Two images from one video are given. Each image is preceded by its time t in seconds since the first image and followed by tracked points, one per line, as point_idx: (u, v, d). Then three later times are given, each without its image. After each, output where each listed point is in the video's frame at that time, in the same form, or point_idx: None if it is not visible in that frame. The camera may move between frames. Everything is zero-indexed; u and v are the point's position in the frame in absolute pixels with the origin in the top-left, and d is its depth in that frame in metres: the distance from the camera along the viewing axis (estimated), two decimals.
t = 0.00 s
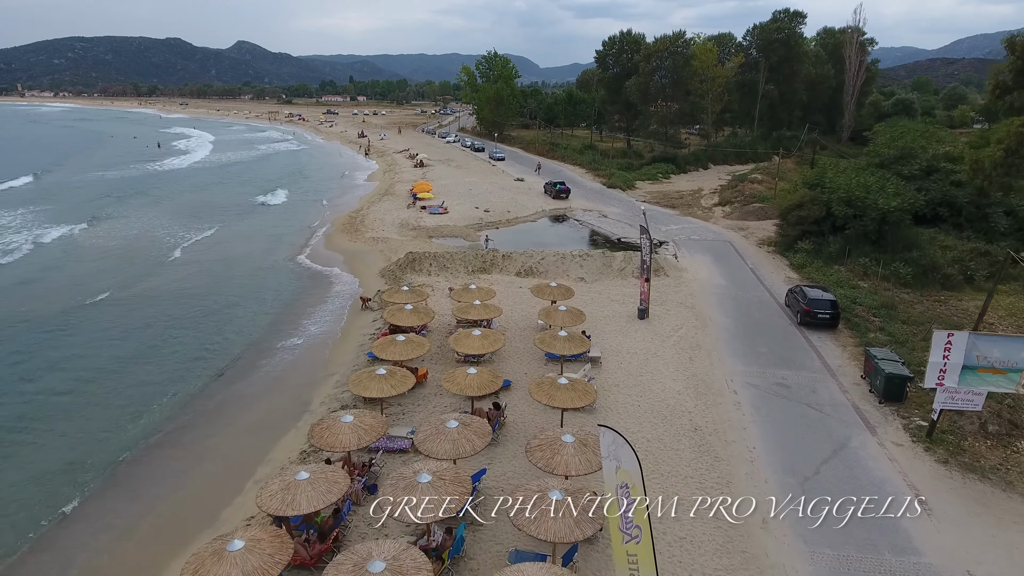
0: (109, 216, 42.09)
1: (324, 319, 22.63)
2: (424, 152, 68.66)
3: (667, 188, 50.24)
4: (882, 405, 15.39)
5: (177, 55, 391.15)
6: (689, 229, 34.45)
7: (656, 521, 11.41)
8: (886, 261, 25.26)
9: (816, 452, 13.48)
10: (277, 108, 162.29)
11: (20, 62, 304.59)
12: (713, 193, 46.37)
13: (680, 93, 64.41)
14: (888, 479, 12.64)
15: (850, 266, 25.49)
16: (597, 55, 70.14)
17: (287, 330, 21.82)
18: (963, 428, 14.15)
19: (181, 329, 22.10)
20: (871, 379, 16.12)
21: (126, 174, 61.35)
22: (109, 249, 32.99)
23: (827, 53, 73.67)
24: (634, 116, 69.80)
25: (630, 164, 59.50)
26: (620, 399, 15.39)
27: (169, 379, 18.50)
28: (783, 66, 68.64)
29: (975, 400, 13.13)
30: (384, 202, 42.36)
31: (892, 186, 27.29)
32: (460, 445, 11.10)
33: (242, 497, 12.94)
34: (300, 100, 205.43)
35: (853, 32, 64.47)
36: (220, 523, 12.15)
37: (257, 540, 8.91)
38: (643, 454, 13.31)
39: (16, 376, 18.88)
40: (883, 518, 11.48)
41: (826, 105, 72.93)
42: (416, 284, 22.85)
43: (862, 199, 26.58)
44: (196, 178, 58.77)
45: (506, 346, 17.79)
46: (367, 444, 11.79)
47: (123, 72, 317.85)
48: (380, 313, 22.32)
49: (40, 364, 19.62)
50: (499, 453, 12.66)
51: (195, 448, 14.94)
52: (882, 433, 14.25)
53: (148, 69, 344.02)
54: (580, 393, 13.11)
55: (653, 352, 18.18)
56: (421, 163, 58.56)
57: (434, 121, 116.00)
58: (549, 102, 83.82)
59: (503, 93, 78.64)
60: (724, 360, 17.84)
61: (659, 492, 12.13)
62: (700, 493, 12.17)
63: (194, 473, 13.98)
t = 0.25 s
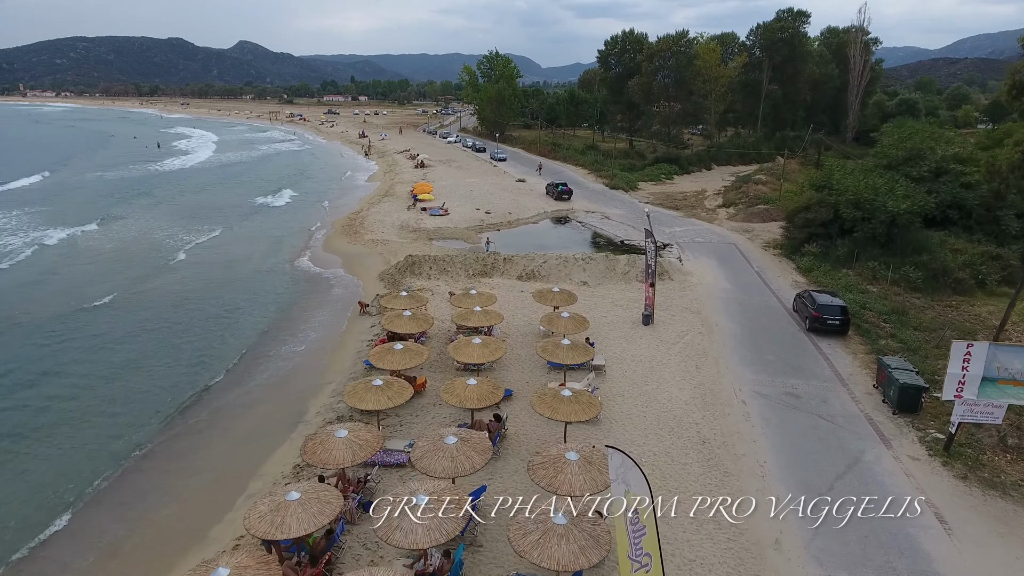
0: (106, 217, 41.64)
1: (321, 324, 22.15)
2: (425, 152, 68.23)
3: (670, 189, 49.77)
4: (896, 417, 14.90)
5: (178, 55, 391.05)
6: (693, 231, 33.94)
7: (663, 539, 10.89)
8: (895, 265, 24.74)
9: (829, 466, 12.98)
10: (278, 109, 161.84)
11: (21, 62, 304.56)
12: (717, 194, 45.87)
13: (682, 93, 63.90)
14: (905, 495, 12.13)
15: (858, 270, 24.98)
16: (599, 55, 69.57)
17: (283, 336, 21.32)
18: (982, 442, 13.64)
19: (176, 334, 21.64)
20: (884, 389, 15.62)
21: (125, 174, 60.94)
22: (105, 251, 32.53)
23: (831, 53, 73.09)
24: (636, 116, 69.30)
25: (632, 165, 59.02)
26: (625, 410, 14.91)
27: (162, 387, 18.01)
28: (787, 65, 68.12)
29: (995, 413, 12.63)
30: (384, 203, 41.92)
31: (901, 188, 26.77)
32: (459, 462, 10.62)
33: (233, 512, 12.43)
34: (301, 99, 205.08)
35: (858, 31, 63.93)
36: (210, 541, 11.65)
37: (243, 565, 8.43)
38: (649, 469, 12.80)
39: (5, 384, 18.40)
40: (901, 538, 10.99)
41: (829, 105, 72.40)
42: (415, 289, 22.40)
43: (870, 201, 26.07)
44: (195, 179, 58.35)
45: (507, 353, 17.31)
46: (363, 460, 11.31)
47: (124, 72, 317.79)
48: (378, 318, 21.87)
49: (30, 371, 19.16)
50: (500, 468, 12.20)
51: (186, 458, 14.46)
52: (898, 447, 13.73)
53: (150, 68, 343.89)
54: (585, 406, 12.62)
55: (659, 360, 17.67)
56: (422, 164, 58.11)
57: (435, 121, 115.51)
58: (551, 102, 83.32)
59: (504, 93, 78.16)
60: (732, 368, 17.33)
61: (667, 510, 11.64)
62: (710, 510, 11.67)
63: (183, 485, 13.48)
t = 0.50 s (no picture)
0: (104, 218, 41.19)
1: (318, 329, 21.67)
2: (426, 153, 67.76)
3: (673, 190, 49.27)
4: (911, 429, 14.38)
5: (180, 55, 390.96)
6: (697, 233, 33.43)
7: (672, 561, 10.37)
8: (905, 269, 24.21)
9: (844, 481, 12.49)
10: (279, 109, 161.36)
11: (23, 62, 304.53)
12: (721, 195, 45.36)
13: (685, 93, 63.36)
14: (923, 514, 11.57)
15: (867, 274, 24.45)
16: (601, 55, 68.78)
17: (279, 342, 20.84)
18: (1002, 456, 13.11)
19: (170, 340, 21.17)
20: (898, 401, 15.06)
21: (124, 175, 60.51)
22: (99, 253, 32.03)
23: (835, 52, 72.49)
24: (639, 116, 68.79)
25: (635, 165, 58.54)
26: (631, 421, 14.41)
27: (154, 395, 17.54)
28: (790, 65, 67.63)
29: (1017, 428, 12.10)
30: (384, 204, 41.46)
31: (911, 191, 26.23)
32: (458, 481, 10.10)
33: (224, 530, 11.96)
34: (302, 99, 204.68)
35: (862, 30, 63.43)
36: (199, 561, 11.19)
37: None
38: (656, 486, 12.28)
39: None
40: (921, 559, 10.49)
41: (833, 105, 71.89)
42: (414, 294, 21.90)
43: (880, 203, 25.53)
44: (194, 179, 57.90)
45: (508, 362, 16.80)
46: (358, 478, 10.79)
47: (125, 72, 317.69)
48: (376, 323, 21.40)
49: (20, 379, 18.71)
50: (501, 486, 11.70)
51: (178, 471, 14.01)
52: (914, 461, 13.21)
53: (151, 68, 343.70)
54: (590, 420, 12.08)
55: (665, 369, 17.16)
56: (423, 164, 57.64)
57: (437, 121, 115.06)
58: (553, 102, 82.81)
59: (506, 93, 77.66)
60: (740, 377, 16.81)
61: (675, 529, 11.13)
62: (720, 530, 11.17)
63: (170, 502, 12.96)
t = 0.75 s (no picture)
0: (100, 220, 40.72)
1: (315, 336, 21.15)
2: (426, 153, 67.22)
3: (676, 191, 48.74)
4: (928, 442, 13.83)
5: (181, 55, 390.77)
6: (702, 235, 32.89)
7: None
8: (916, 273, 23.67)
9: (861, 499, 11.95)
10: (279, 109, 160.82)
11: (24, 62, 304.35)
12: (725, 197, 44.82)
13: (688, 94, 62.81)
14: (945, 534, 11.00)
15: (876, 279, 23.91)
16: (603, 55, 68.37)
17: (275, 348, 20.32)
18: None
19: (164, 346, 20.68)
20: (914, 412, 14.51)
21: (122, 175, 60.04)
22: (95, 256, 31.55)
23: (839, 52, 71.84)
24: (641, 117, 68.22)
25: (637, 166, 58.00)
26: (637, 434, 13.90)
27: (146, 404, 17.04)
28: (794, 65, 67.06)
29: None
30: (384, 206, 40.97)
31: (921, 194, 25.68)
32: (458, 503, 9.57)
33: (214, 550, 11.46)
34: (303, 99, 204.17)
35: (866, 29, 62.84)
36: None
37: None
38: (663, 504, 11.76)
39: None
40: None
41: (837, 105, 71.30)
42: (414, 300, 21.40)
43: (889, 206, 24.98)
44: (193, 180, 57.44)
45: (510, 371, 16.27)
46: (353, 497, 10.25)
47: (127, 72, 317.57)
48: (375, 329, 20.89)
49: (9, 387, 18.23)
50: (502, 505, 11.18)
51: (167, 486, 13.51)
52: (934, 477, 12.65)
53: (152, 68, 343.42)
54: (596, 437, 11.53)
55: (672, 378, 16.63)
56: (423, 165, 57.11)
57: (438, 121, 114.53)
58: (554, 102, 82.24)
59: (507, 93, 77.08)
60: (749, 387, 16.27)
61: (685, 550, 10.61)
62: (732, 551, 10.62)
63: (158, 519, 12.45)
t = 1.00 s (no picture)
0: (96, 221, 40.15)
1: (311, 342, 20.62)
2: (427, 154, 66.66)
3: (678, 192, 48.18)
4: (946, 457, 13.28)
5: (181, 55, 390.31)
6: (706, 238, 32.33)
7: None
8: (926, 278, 23.11)
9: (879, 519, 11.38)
10: (280, 109, 160.06)
11: (24, 62, 303.88)
12: (728, 198, 44.26)
13: (691, 94, 62.26)
14: (969, 559, 10.42)
15: (886, 283, 23.38)
16: (605, 54, 67.88)
17: (269, 356, 19.77)
18: None
19: (156, 353, 20.17)
20: (930, 424, 13.96)
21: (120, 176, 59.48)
22: (89, 259, 31.02)
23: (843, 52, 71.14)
24: (643, 117, 67.62)
25: (639, 167, 57.45)
26: (642, 448, 13.37)
27: (135, 414, 16.51)
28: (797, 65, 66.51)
29: None
30: (383, 208, 40.42)
31: (930, 196, 25.14)
32: (455, 529, 9.01)
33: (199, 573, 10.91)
34: (303, 99, 203.49)
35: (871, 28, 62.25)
36: None
37: None
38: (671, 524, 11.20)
39: None
40: None
41: (840, 106, 70.75)
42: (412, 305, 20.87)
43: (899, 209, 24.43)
44: (191, 181, 56.89)
45: (510, 381, 15.74)
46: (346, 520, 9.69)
47: (127, 72, 317.09)
48: (372, 336, 20.37)
49: None
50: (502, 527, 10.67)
51: (153, 503, 12.99)
52: (954, 495, 12.06)
53: (152, 68, 342.83)
54: (601, 455, 10.96)
55: (678, 388, 16.07)
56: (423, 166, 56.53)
57: (439, 121, 114.01)
58: (556, 102, 81.65)
59: (508, 93, 76.48)
60: (759, 398, 15.70)
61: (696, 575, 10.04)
62: None
63: (143, 539, 11.94)
